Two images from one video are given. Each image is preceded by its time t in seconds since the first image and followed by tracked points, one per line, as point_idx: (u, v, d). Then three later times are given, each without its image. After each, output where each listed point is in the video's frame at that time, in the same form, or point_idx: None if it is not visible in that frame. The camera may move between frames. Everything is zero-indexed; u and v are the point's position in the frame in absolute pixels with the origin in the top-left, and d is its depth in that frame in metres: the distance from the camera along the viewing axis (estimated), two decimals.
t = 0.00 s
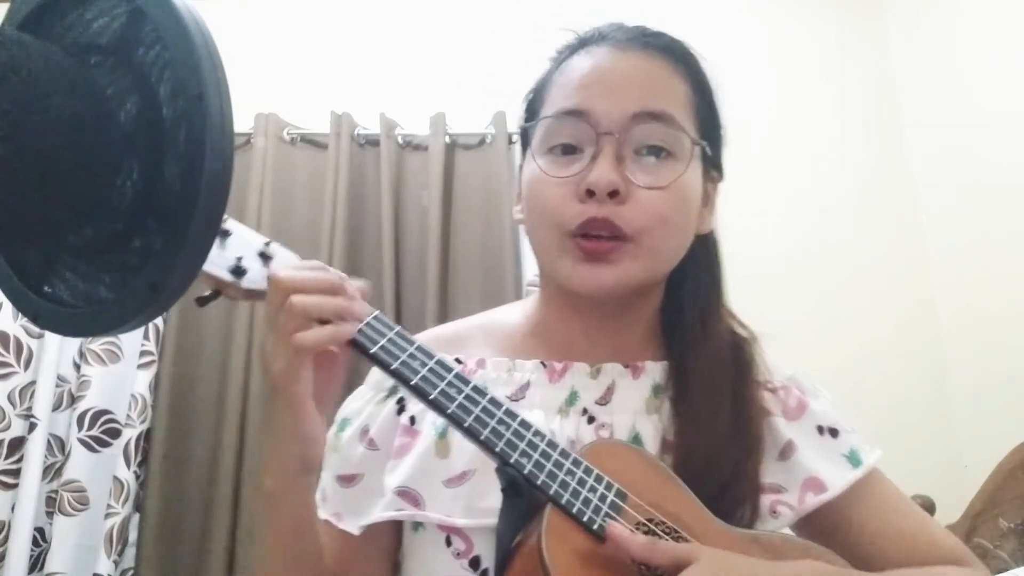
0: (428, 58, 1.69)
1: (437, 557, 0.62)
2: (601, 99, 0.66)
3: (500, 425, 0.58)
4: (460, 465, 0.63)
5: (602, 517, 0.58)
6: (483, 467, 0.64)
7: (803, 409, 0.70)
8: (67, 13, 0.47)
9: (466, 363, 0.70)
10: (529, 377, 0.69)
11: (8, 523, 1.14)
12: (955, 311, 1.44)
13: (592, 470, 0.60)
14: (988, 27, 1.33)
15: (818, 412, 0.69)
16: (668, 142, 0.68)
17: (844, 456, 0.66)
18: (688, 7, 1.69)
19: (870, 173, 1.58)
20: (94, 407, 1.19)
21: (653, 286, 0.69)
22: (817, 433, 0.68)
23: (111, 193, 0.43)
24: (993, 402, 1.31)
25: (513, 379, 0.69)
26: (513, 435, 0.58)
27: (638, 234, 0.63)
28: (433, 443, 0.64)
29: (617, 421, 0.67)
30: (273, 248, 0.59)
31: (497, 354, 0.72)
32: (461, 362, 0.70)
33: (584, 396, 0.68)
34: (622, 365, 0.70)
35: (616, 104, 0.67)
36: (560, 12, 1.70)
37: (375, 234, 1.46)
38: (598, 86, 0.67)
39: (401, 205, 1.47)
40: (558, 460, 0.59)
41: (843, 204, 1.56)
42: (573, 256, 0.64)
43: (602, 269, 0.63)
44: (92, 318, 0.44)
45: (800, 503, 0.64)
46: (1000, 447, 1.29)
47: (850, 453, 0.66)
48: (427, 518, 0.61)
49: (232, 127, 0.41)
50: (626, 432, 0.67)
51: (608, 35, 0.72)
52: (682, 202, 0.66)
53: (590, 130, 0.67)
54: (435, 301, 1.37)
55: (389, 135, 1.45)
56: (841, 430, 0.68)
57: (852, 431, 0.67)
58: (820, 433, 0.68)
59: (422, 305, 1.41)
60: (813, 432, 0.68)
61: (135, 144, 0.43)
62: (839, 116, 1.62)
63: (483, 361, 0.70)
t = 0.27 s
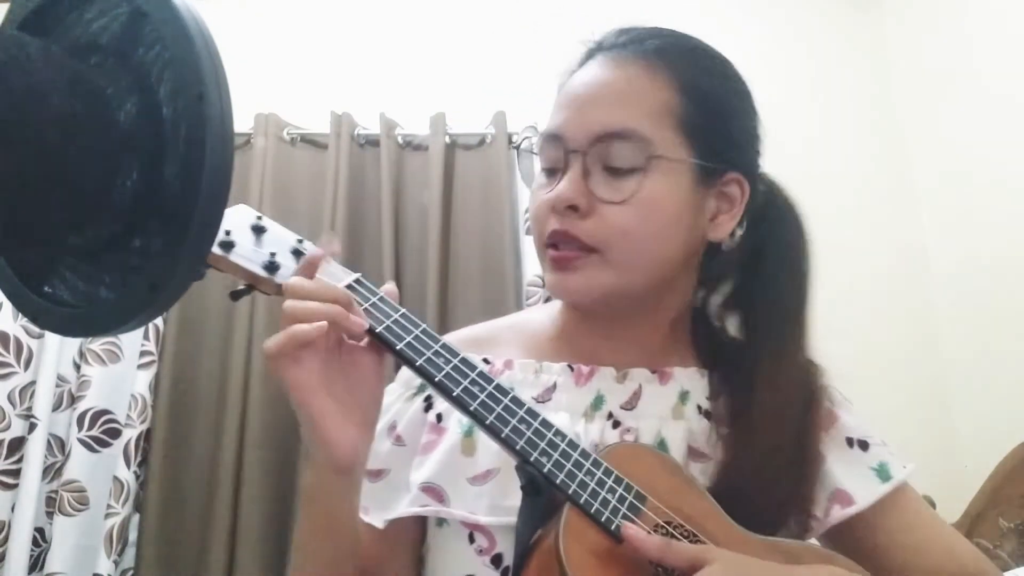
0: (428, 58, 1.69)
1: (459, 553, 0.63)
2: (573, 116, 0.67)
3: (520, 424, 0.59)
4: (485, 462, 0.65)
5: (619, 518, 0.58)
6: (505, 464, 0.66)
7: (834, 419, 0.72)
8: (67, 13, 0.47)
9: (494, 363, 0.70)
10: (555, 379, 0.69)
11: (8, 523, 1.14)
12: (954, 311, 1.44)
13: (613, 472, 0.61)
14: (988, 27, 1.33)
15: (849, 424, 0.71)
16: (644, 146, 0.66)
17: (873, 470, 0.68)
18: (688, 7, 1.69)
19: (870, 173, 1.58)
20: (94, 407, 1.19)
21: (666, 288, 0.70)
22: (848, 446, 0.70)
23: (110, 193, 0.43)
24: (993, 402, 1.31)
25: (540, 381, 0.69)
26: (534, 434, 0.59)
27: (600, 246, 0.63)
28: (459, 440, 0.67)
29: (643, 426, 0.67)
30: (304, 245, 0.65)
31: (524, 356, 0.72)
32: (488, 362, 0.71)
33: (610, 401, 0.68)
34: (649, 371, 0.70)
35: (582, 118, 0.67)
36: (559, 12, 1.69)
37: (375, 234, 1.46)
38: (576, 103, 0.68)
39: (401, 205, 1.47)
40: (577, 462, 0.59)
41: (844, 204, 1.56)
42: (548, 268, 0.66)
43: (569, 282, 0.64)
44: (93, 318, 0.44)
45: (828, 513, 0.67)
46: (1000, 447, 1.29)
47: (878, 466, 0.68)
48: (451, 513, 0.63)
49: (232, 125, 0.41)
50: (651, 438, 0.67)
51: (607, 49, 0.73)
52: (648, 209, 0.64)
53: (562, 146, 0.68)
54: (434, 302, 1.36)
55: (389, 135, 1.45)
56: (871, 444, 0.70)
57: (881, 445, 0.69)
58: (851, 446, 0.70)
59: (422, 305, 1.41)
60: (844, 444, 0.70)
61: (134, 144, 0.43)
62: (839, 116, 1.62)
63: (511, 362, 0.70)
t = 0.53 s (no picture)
0: (427, 58, 1.69)
1: (467, 551, 0.64)
2: (575, 120, 0.68)
3: (527, 421, 0.59)
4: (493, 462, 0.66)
5: (625, 517, 0.59)
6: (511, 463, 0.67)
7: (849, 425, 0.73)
8: (67, 12, 0.47)
9: (504, 363, 0.73)
10: (565, 379, 0.70)
11: (8, 523, 1.14)
12: (953, 311, 1.44)
13: (620, 471, 0.61)
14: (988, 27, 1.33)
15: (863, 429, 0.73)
16: (643, 151, 0.67)
17: (884, 475, 0.69)
18: (688, 7, 1.69)
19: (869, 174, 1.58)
20: (95, 407, 1.19)
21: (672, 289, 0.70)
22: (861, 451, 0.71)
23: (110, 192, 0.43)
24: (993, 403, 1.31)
25: (550, 382, 0.70)
26: (541, 431, 0.59)
27: (593, 250, 0.64)
28: (466, 440, 0.69)
29: (652, 427, 0.68)
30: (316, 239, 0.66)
31: (535, 356, 0.74)
32: (499, 361, 0.73)
33: (620, 401, 0.69)
34: (659, 373, 0.71)
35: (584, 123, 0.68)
36: (559, 12, 1.69)
37: (375, 234, 1.46)
38: (579, 106, 0.69)
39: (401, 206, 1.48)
40: (584, 459, 0.60)
41: (843, 204, 1.56)
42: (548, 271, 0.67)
43: (564, 285, 0.65)
44: (91, 317, 0.44)
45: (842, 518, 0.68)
46: (1001, 447, 1.28)
47: (889, 472, 0.69)
48: (459, 513, 0.64)
49: (232, 125, 0.41)
50: (661, 438, 0.68)
51: (617, 53, 0.73)
52: (643, 214, 0.64)
53: (563, 150, 0.69)
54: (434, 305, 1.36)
55: (389, 135, 1.45)
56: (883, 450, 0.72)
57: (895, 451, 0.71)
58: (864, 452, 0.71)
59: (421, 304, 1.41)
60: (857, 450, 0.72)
61: (134, 145, 0.43)
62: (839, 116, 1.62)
63: (521, 361, 0.72)
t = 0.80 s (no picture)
0: (428, 57, 1.69)
1: (466, 550, 0.64)
2: (582, 114, 0.68)
3: (527, 417, 0.59)
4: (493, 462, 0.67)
5: (623, 514, 0.59)
6: (510, 463, 0.67)
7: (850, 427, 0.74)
8: (67, 13, 0.47)
9: (504, 362, 0.72)
10: (565, 378, 0.70)
11: (8, 523, 1.14)
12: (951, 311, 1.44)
13: (619, 468, 0.61)
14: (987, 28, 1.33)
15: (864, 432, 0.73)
16: (652, 147, 0.66)
17: (885, 478, 0.70)
18: (688, 7, 1.69)
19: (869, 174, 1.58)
20: (94, 407, 1.19)
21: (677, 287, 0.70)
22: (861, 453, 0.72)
23: (110, 192, 0.43)
24: (991, 403, 1.31)
25: (550, 381, 0.70)
26: (540, 427, 0.59)
27: (603, 243, 0.64)
28: (466, 439, 0.69)
29: (652, 427, 0.68)
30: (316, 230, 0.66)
31: (535, 355, 0.74)
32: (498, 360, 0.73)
33: (620, 401, 0.69)
34: (660, 372, 0.70)
35: (591, 118, 0.67)
36: (559, 11, 1.69)
37: (375, 233, 1.46)
38: (586, 100, 0.68)
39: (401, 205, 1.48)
40: (583, 456, 0.60)
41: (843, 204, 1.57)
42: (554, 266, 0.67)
43: (572, 279, 0.65)
44: (91, 318, 0.44)
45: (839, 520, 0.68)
46: (998, 447, 1.29)
47: (890, 475, 0.70)
48: (457, 512, 0.64)
49: (233, 126, 0.41)
50: (661, 438, 0.68)
51: (621, 48, 0.73)
52: (654, 211, 0.64)
53: (570, 144, 0.68)
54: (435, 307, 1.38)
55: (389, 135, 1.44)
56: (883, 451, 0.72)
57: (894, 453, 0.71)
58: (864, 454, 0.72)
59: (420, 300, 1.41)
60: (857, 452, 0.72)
61: (134, 144, 0.43)
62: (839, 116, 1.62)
63: (521, 360, 0.72)
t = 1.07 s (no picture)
0: (428, 57, 1.69)
1: (465, 544, 0.64)
2: (607, 115, 0.65)
3: (527, 410, 0.59)
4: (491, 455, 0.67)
5: (620, 507, 0.58)
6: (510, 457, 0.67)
7: (847, 429, 0.69)
8: (68, 13, 0.47)
9: (506, 358, 0.73)
10: (565, 376, 0.70)
11: (8, 523, 1.14)
12: (951, 310, 1.44)
13: (617, 461, 0.61)
14: (986, 28, 1.32)
15: (862, 433, 0.68)
16: (683, 144, 0.66)
17: (883, 481, 0.65)
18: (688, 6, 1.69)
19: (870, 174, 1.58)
20: (94, 407, 1.19)
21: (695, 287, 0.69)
22: (858, 456, 0.67)
23: (111, 192, 0.43)
24: (990, 402, 1.31)
25: (551, 378, 0.70)
26: (540, 419, 0.59)
27: (655, 242, 0.63)
28: (466, 432, 0.69)
29: (653, 426, 0.68)
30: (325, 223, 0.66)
31: (536, 352, 0.74)
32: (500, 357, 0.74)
33: (620, 399, 0.69)
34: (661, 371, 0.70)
35: (618, 119, 0.65)
36: (559, 11, 1.69)
37: (375, 233, 1.46)
38: (606, 101, 0.66)
39: (401, 205, 1.48)
40: (582, 448, 0.60)
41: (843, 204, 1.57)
42: (595, 271, 0.65)
43: (623, 282, 0.63)
44: (91, 317, 0.44)
45: (834, 521, 0.63)
46: (997, 446, 1.29)
47: (888, 479, 0.65)
48: (456, 504, 0.64)
49: (233, 126, 0.41)
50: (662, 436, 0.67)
51: (621, 48, 0.71)
52: (699, 208, 0.64)
53: (598, 147, 0.66)
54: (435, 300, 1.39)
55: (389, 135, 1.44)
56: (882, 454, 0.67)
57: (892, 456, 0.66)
58: (862, 457, 0.67)
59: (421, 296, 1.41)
60: (854, 454, 0.68)
61: (133, 145, 0.43)
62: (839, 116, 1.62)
63: (523, 358, 0.73)
